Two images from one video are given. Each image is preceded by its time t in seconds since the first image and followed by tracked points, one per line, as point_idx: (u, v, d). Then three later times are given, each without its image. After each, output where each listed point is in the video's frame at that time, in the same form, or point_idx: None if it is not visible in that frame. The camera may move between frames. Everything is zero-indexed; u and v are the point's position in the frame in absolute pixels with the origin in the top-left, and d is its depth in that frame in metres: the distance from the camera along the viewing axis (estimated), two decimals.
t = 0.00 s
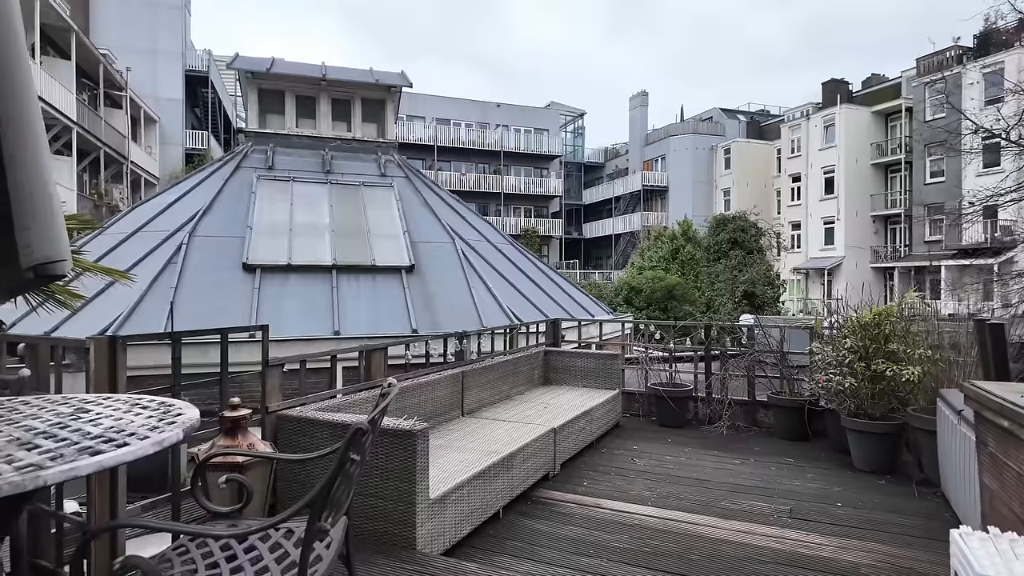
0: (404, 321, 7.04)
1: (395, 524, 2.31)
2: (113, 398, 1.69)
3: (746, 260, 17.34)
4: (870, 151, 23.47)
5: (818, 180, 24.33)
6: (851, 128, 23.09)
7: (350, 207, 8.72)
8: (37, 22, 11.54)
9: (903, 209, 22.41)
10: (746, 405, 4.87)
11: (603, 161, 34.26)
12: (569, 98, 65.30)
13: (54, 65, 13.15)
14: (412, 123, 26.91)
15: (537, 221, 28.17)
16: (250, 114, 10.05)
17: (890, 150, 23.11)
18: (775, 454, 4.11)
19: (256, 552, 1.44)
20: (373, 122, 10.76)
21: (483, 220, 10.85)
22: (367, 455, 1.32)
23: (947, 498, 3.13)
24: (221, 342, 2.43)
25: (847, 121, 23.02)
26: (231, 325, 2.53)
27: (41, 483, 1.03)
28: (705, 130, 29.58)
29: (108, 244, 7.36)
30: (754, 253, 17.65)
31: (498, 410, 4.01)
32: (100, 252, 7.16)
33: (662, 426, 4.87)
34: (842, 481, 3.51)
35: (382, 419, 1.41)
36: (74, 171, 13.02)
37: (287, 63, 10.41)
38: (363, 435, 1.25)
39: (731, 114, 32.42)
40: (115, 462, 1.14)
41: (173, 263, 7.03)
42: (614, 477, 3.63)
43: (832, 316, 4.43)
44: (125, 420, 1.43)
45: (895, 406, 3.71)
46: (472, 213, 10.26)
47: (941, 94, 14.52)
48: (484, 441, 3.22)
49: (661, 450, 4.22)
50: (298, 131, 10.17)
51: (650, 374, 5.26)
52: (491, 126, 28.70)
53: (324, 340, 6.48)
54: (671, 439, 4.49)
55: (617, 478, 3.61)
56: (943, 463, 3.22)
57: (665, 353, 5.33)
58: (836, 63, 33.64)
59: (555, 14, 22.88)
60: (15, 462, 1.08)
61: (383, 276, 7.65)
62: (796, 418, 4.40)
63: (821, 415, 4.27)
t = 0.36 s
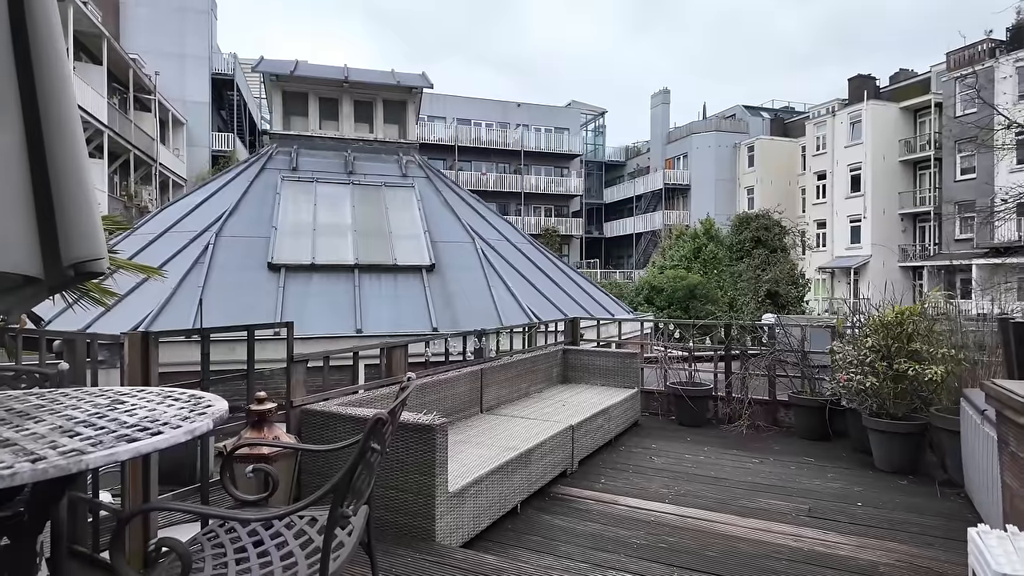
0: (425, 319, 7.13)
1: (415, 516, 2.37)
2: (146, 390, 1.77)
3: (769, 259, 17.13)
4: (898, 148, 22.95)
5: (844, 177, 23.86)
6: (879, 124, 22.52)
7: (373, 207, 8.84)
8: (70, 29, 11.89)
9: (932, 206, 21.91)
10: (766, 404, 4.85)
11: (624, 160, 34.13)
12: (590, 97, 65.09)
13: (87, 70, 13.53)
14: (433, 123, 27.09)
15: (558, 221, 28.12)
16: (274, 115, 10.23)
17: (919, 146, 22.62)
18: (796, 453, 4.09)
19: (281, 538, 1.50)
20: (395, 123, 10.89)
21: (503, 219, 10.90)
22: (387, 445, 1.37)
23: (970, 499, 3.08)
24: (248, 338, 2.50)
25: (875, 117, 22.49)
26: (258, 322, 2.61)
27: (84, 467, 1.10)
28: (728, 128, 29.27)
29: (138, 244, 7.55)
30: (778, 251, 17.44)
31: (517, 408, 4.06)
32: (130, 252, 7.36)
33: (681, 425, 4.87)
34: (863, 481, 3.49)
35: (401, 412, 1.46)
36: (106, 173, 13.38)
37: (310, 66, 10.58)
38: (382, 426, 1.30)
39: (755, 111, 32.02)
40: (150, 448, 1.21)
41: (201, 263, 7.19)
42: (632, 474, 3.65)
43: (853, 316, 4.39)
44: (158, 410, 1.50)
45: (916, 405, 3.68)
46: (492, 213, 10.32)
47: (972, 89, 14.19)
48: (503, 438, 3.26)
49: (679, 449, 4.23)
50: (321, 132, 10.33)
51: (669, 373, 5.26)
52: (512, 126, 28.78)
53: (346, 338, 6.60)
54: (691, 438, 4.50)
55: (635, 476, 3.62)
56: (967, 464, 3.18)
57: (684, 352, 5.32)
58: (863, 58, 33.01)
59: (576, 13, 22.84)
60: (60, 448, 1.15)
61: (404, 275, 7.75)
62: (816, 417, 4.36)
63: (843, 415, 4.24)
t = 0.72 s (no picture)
0: (437, 318, 7.18)
1: (420, 510, 2.39)
2: (155, 384, 1.81)
3: (786, 257, 16.99)
4: (920, 145, 22.51)
5: (863, 174, 23.46)
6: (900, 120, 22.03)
7: (386, 206, 8.91)
8: (93, 33, 12.13)
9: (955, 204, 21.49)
10: (779, 403, 4.81)
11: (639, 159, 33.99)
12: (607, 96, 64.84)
13: (110, 74, 13.81)
14: (448, 123, 27.21)
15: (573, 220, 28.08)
16: (290, 117, 10.35)
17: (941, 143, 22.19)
18: (807, 452, 4.05)
19: (283, 527, 1.53)
20: (409, 123, 10.96)
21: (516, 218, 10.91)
22: (385, 437, 1.39)
23: (983, 499, 3.03)
24: (257, 334, 2.54)
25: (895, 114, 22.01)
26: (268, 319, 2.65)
27: (89, 454, 1.14)
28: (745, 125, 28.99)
29: (157, 244, 7.68)
30: (795, 250, 17.29)
31: (527, 405, 4.08)
32: (150, 251, 7.51)
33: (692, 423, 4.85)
34: (874, 481, 3.45)
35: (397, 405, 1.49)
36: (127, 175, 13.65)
37: (325, 67, 10.68)
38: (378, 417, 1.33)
39: (773, 109, 31.65)
40: (155, 437, 1.25)
41: (218, 262, 7.30)
42: (640, 472, 3.64)
43: (866, 314, 4.34)
44: (165, 402, 1.54)
45: (930, 404, 3.63)
46: (505, 212, 10.34)
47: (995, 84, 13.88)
48: (513, 435, 3.27)
49: (689, 447, 4.21)
50: (336, 133, 10.42)
51: (680, 371, 5.23)
52: (527, 125, 28.81)
53: (359, 335, 6.67)
54: (701, 436, 4.48)
55: (644, 473, 3.62)
56: (980, 464, 3.13)
57: (696, 350, 5.30)
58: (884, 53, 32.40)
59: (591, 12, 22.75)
60: (65, 435, 1.19)
61: (417, 274, 7.81)
62: (829, 416, 4.33)
63: (855, 413, 4.19)
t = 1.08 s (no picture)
0: (444, 318, 7.22)
1: (411, 507, 2.42)
2: (149, 382, 1.85)
3: (800, 257, 16.83)
4: (939, 142, 22.12)
5: (881, 172, 23.08)
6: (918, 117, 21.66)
7: (395, 207, 8.97)
8: (111, 38, 12.34)
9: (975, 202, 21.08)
10: (784, 404, 4.77)
11: (653, 158, 33.81)
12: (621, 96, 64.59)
13: (127, 78, 14.05)
14: (461, 123, 27.29)
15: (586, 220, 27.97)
16: (301, 118, 10.46)
17: (961, 140, 21.79)
18: (809, 453, 4.02)
19: (266, 523, 1.56)
20: (419, 124, 11.01)
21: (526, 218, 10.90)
22: (359, 436, 1.41)
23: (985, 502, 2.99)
24: (253, 332, 2.57)
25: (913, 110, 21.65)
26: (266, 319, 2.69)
27: (66, 449, 1.17)
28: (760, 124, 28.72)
29: (169, 245, 7.79)
30: (809, 250, 17.12)
31: (528, 405, 4.08)
32: (163, 251, 7.64)
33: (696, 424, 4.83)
34: (875, 482, 3.41)
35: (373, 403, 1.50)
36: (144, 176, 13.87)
37: (336, 69, 10.77)
38: (351, 416, 1.35)
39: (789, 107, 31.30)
40: (134, 433, 1.28)
41: (228, 263, 7.39)
42: (639, 472, 3.64)
43: (872, 313, 4.29)
44: (151, 399, 1.57)
45: (933, 405, 3.59)
46: (514, 212, 10.34)
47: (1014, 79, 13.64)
48: (510, 434, 3.28)
49: (691, 447, 4.19)
50: (347, 135, 10.50)
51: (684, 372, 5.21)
52: (540, 125, 28.81)
53: (367, 335, 6.74)
54: (704, 436, 4.46)
55: (643, 473, 3.61)
56: (982, 465, 3.09)
57: (700, 350, 5.28)
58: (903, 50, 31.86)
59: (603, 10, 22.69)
60: (49, 432, 1.23)
61: (425, 274, 7.85)
62: (833, 417, 4.29)
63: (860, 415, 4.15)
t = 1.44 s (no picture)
0: (452, 318, 7.25)
1: (404, 505, 2.45)
2: (143, 378, 1.91)
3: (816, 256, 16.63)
4: (963, 139, 21.65)
5: (903, 171, 22.53)
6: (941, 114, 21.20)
7: (406, 207, 9.03)
8: (132, 43, 12.59)
9: (1000, 200, 20.59)
10: (790, 405, 4.73)
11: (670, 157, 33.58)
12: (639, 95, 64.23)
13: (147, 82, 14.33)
14: (477, 124, 27.36)
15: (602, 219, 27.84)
16: (315, 120, 10.57)
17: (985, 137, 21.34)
18: (812, 454, 3.98)
19: (249, 518, 1.59)
20: (431, 125, 11.07)
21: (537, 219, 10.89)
22: (335, 431, 1.43)
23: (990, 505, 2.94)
24: (252, 332, 2.62)
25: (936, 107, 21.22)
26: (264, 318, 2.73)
27: (48, 443, 1.21)
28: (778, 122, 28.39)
29: (185, 246, 7.94)
30: (826, 249, 16.90)
31: (529, 404, 4.10)
32: (180, 251, 7.81)
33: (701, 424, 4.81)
34: (877, 484, 3.37)
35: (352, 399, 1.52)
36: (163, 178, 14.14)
37: (349, 71, 10.87)
38: (325, 411, 1.36)
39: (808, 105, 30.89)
40: (115, 429, 1.31)
41: (242, 263, 7.50)
42: (639, 472, 3.64)
43: (879, 314, 4.23)
44: (140, 397, 1.62)
45: (938, 406, 3.54)
46: (525, 212, 10.35)
47: None
48: (509, 433, 3.31)
49: (693, 447, 4.18)
50: (359, 136, 10.60)
51: (689, 372, 5.18)
52: (556, 125, 28.78)
53: (375, 334, 6.81)
54: (708, 437, 4.44)
55: (642, 473, 3.61)
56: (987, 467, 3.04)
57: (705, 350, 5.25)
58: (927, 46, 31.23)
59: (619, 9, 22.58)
60: (34, 427, 1.27)
61: (434, 274, 7.90)
62: (838, 418, 4.24)
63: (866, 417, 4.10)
